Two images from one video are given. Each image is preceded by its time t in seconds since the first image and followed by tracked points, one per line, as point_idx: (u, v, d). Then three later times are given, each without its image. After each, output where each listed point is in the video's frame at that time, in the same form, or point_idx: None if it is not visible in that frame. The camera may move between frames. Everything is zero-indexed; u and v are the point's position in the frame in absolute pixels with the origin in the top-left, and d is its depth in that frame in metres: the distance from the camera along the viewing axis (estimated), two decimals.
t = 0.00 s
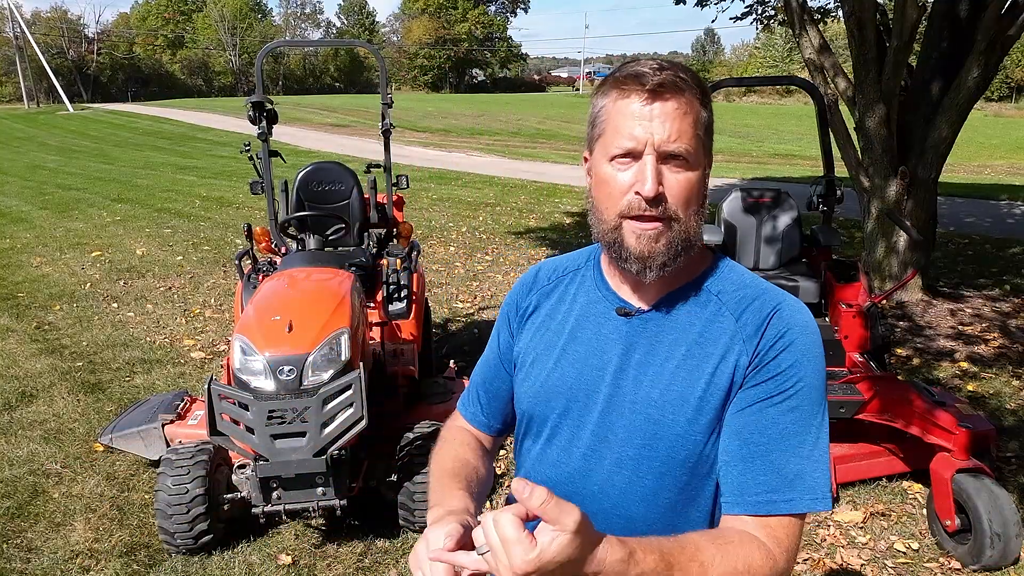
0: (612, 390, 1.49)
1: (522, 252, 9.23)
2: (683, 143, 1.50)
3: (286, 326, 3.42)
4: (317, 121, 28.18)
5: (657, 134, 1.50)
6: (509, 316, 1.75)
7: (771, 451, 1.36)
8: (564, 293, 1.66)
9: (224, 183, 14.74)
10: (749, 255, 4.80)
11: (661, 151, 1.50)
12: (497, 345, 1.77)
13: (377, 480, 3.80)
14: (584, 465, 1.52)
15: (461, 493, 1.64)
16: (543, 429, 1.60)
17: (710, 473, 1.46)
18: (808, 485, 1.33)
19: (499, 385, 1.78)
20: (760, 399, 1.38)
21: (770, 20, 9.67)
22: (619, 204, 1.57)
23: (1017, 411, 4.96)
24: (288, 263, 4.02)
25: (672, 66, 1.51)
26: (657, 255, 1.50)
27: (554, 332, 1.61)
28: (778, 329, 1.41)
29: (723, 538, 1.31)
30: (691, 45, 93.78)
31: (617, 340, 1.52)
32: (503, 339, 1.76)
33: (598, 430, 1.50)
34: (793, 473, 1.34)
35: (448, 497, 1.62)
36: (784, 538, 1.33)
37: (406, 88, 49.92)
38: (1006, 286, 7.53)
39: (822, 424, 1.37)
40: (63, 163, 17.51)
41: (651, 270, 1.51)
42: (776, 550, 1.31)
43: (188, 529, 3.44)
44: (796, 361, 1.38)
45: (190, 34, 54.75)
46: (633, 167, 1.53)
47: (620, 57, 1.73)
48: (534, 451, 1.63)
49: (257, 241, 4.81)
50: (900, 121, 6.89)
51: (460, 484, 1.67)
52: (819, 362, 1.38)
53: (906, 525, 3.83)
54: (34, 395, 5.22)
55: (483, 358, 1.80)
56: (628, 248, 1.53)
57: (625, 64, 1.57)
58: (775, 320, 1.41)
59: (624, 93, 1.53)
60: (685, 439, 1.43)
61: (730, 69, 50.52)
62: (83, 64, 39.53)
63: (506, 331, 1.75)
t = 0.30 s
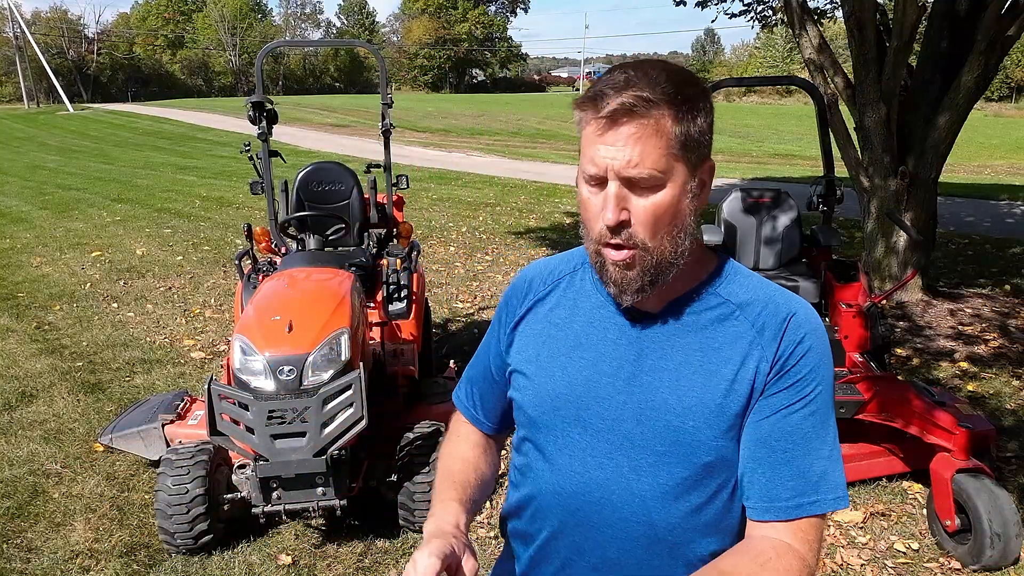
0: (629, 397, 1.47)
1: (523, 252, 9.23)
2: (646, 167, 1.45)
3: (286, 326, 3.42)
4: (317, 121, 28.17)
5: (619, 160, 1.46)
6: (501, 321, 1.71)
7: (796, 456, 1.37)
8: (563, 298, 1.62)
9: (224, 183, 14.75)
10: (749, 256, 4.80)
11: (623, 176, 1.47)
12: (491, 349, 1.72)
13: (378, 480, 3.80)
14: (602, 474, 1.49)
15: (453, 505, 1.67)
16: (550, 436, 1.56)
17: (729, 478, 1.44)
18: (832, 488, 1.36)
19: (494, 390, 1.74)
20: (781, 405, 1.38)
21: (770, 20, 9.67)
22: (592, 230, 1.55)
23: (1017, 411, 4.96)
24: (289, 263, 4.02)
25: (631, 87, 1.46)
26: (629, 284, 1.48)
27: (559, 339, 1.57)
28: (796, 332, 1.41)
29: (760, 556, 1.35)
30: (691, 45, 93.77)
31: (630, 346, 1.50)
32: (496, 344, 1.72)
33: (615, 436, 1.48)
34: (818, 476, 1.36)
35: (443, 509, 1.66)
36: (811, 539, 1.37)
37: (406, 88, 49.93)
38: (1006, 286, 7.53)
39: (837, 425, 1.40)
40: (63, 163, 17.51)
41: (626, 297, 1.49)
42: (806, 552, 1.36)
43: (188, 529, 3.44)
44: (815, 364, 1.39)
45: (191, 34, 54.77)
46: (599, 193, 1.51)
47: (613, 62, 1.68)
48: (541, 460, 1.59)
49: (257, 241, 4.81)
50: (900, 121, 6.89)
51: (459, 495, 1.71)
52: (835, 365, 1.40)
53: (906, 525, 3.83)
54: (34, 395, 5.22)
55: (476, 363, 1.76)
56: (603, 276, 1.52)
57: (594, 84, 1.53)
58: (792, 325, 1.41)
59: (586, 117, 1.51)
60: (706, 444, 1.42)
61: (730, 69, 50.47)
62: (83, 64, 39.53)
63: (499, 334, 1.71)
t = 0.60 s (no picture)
0: (609, 401, 1.46)
1: (522, 252, 9.23)
2: (670, 154, 1.44)
3: (286, 326, 3.42)
4: (317, 121, 28.17)
5: (642, 146, 1.45)
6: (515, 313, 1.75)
7: (769, 479, 1.30)
8: (567, 293, 1.64)
9: (224, 183, 14.75)
10: (749, 256, 4.80)
11: (646, 163, 1.45)
12: (502, 339, 1.76)
13: (378, 480, 3.79)
14: (579, 474, 1.50)
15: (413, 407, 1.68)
16: (538, 433, 1.58)
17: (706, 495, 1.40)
18: (805, 519, 1.28)
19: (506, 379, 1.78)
20: (756, 424, 1.32)
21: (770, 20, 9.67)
22: (606, 218, 1.53)
23: (1016, 411, 4.96)
24: (289, 263, 4.02)
25: (657, 73, 1.44)
26: (644, 273, 1.46)
27: (554, 337, 1.58)
28: (780, 354, 1.34)
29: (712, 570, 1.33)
30: (690, 45, 93.86)
31: (613, 352, 1.49)
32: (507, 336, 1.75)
33: (592, 440, 1.47)
34: (789, 504, 1.29)
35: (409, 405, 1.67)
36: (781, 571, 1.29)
37: (406, 88, 49.96)
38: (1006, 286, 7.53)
39: (826, 455, 1.31)
40: (63, 163, 17.51)
41: (638, 286, 1.47)
42: None
43: (188, 529, 3.44)
44: (799, 389, 1.31)
45: (190, 34, 54.77)
46: (618, 180, 1.49)
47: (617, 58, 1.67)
48: (530, 455, 1.61)
49: (257, 241, 4.81)
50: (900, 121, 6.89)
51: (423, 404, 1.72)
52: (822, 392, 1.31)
53: (906, 525, 3.83)
54: (34, 395, 5.22)
55: (487, 354, 1.80)
56: (615, 266, 1.50)
57: (611, 71, 1.52)
58: (777, 345, 1.34)
59: (607, 103, 1.49)
60: (679, 457, 1.39)
61: (729, 69, 50.52)
62: (83, 63, 39.52)
63: (510, 323, 1.74)
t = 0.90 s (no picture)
0: (600, 396, 1.47)
1: (522, 252, 9.23)
2: (684, 144, 1.51)
3: (286, 326, 3.42)
4: (317, 121, 28.18)
5: (660, 134, 1.51)
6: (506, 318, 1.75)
7: (753, 471, 1.31)
8: (559, 295, 1.66)
9: (224, 183, 14.75)
10: (749, 256, 4.79)
11: (662, 151, 1.51)
12: (490, 344, 1.76)
13: (377, 480, 3.79)
14: (567, 472, 1.50)
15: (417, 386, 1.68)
16: (526, 433, 1.58)
17: (694, 488, 1.42)
18: (788, 509, 1.29)
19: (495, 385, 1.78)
20: (743, 414, 1.34)
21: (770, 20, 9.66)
22: (617, 203, 1.57)
23: (1016, 411, 4.96)
24: (289, 263, 4.02)
25: (678, 65, 1.51)
26: (651, 257, 1.50)
27: (546, 335, 1.60)
28: (767, 344, 1.38)
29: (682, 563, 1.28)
30: (690, 45, 93.86)
31: (605, 348, 1.51)
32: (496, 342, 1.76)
33: (582, 437, 1.48)
34: (771, 496, 1.29)
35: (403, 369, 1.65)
36: (757, 562, 1.28)
37: (406, 88, 49.96)
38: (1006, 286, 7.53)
39: (808, 444, 1.33)
40: (63, 163, 17.51)
41: (644, 273, 1.50)
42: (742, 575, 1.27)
43: (188, 529, 3.44)
44: (783, 378, 1.34)
45: (190, 34, 54.75)
46: (634, 166, 1.54)
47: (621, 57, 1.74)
48: (518, 455, 1.61)
49: (257, 241, 4.81)
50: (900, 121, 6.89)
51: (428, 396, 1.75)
52: (805, 380, 1.34)
53: (906, 525, 3.83)
54: (34, 395, 5.22)
55: (475, 360, 1.80)
56: (622, 250, 1.53)
57: (629, 62, 1.58)
58: (764, 335, 1.38)
59: (627, 89, 1.54)
60: (667, 452, 1.40)
61: (729, 69, 50.53)
62: (83, 63, 39.49)
63: (500, 328, 1.75)
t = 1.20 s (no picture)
0: (601, 398, 1.47)
1: (523, 252, 9.23)
2: (668, 136, 1.53)
3: (286, 325, 3.42)
4: (317, 121, 28.17)
5: (643, 125, 1.52)
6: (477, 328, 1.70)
7: (760, 456, 1.37)
8: (541, 299, 1.64)
9: (224, 183, 14.75)
10: (749, 256, 4.79)
11: (647, 142, 1.53)
12: (463, 355, 1.71)
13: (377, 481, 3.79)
14: (572, 477, 1.50)
15: (410, 487, 1.54)
16: (522, 440, 1.56)
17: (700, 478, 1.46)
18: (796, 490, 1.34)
19: (469, 396, 1.72)
20: (748, 404, 1.39)
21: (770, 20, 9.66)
22: (603, 196, 1.58)
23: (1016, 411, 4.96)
24: (288, 263, 4.02)
25: (660, 58, 1.55)
26: (639, 251, 1.52)
27: (533, 340, 1.59)
28: (763, 332, 1.43)
29: (697, 551, 1.30)
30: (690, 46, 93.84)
31: (601, 348, 1.51)
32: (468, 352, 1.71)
33: (585, 440, 1.48)
34: (778, 478, 1.35)
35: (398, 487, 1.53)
36: (767, 543, 1.33)
37: (406, 88, 49.96)
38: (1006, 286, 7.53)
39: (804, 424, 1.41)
40: (63, 163, 17.50)
41: (632, 266, 1.52)
42: (754, 555, 1.32)
43: (188, 529, 3.44)
44: (780, 364, 1.41)
45: (190, 34, 54.75)
46: (618, 158, 1.55)
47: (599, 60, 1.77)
48: (512, 462, 1.59)
49: (257, 241, 4.81)
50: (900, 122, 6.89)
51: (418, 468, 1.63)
52: (799, 362, 1.41)
53: (906, 525, 3.83)
54: (34, 395, 5.22)
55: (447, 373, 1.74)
56: (609, 244, 1.54)
57: (614, 57, 1.60)
58: (760, 323, 1.44)
59: (611, 82, 1.56)
60: (674, 447, 1.42)
61: (729, 69, 50.53)
62: (83, 63, 39.49)
63: (473, 334, 1.70)
